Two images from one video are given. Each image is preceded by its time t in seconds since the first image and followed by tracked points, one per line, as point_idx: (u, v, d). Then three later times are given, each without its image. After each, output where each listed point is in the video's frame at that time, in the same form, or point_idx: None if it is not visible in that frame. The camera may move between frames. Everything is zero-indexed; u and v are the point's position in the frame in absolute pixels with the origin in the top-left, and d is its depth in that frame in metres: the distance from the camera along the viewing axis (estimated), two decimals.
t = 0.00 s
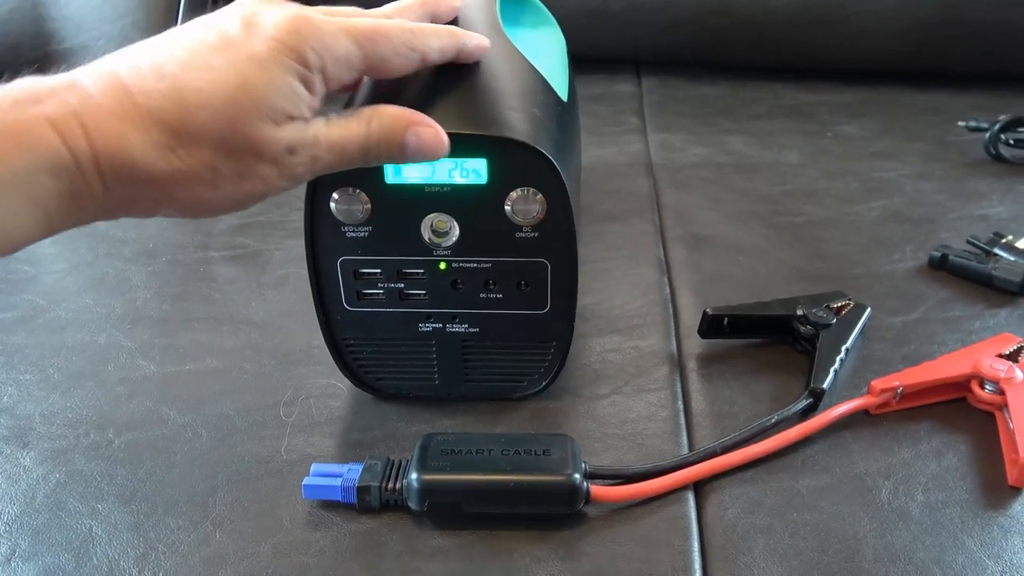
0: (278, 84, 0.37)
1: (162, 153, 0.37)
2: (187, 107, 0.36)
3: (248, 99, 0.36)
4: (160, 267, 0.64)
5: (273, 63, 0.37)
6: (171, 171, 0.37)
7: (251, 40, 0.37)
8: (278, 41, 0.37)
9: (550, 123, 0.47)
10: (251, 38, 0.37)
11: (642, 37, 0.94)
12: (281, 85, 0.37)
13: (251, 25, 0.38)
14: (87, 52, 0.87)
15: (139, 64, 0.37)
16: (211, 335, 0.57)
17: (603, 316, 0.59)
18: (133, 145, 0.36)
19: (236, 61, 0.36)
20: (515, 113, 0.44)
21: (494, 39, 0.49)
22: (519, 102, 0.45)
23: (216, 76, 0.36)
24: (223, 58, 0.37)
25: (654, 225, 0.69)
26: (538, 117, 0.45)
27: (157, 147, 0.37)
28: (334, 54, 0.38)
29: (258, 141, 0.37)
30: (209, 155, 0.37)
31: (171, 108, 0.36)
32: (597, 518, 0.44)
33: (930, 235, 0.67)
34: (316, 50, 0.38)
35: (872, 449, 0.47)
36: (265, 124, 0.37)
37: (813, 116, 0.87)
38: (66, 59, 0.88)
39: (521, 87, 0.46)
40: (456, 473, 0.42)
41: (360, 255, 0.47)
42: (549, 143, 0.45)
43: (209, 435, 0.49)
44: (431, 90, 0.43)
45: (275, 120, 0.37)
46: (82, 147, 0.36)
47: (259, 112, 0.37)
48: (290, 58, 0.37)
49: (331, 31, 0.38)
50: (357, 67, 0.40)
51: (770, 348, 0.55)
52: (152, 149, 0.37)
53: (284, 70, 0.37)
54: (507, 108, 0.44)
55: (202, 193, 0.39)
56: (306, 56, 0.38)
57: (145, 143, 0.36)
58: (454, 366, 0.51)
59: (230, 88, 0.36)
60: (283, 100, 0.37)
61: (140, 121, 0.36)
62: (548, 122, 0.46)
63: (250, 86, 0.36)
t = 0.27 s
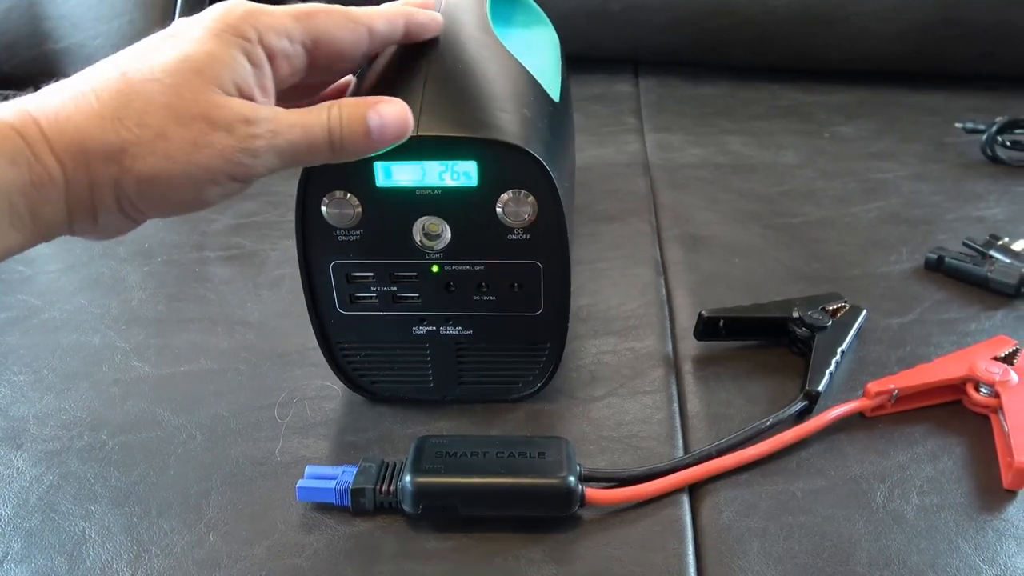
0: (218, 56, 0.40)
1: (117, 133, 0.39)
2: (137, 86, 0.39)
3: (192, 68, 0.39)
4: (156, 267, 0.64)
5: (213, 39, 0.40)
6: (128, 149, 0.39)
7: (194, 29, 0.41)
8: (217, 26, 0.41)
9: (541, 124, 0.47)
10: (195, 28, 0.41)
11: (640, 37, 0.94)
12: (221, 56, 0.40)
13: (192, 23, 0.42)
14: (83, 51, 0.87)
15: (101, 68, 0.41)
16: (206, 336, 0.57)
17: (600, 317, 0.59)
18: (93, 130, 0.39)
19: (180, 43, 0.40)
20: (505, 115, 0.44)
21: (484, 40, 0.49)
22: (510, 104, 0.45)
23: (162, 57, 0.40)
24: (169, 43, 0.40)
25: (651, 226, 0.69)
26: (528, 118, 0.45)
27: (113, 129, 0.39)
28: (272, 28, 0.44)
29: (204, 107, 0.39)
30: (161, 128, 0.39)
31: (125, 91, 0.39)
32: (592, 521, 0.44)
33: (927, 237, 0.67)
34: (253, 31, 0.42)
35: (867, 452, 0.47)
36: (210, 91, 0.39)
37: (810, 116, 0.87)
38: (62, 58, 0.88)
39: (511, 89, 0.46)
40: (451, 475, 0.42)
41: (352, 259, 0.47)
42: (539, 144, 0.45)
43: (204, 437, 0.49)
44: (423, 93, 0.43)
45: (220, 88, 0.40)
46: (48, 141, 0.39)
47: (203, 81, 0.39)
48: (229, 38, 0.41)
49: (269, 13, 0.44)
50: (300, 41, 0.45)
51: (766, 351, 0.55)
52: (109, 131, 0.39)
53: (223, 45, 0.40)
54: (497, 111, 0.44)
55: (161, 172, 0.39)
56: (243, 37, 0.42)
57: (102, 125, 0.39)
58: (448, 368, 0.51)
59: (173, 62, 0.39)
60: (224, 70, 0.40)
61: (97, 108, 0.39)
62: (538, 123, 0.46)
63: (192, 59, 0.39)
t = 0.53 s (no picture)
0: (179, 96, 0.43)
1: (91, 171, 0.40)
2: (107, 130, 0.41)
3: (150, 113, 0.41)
4: (155, 266, 0.64)
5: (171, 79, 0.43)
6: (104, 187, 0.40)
7: (150, 73, 0.44)
8: (170, 73, 0.44)
9: (542, 124, 0.47)
10: (150, 72, 0.44)
11: (639, 37, 0.94)
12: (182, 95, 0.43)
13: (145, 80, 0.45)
14: (82, 50, 0.87)
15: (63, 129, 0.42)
16: (206, 336, 0.57)
17: (599, 317, 0.59)
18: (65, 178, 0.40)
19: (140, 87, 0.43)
20: (506, 115, 0.44)
21: (486, 40, 0.49)
22: (510, 104, 0.45)
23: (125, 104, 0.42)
24: (129, 88, 0.42)
25: (650, 226, 0.69)
26: (529, 118, 0.46)
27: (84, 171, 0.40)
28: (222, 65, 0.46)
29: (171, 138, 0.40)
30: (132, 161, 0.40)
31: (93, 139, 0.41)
32: (592, 521, 0.44)
33: (926, 237, 0.67)
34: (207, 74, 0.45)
35: (866, 451, 0.47)
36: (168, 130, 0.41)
37: (810, 116, 0.87)
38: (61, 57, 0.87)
39: (512, 89, 0.46)
40: (452, 474, 0.42)
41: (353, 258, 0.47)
42: (540, 144, 0.45)
43: (204, 436, 0.49)
44: (425, 94, 0.43)
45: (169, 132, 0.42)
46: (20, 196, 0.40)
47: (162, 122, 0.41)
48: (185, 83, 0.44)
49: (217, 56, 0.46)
50: (252, 72, 0.49)
51: (765, 350, 0.55)
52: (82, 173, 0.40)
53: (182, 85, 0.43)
54: (497, 111, 0.44)
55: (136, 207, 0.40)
56: (198, 80, 0.45)
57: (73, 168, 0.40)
58: (448, 367, 0.51)
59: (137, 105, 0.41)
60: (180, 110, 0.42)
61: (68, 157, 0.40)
62: (539, 123, 0.46)
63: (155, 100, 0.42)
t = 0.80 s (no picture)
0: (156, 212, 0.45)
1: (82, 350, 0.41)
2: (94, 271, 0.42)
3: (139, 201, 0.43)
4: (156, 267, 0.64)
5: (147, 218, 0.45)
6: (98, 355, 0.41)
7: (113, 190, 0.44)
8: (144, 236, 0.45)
9: (542, 124, 0.47)
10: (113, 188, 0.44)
11: (639, 37, 0.94)
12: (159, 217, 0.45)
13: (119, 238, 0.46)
14: (82, 51, 0.87)
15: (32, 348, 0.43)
16: (207, 336, 0.57)
17: (599, 317, 0.59)
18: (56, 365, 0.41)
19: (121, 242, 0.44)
20: (506, 116, 0.44)
21: (486, 42, 0.50)
22: (510, 104, 0.45)
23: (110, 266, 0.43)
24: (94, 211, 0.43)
25: (650, 226, 0.69)
26: (529, 118, 0.46)
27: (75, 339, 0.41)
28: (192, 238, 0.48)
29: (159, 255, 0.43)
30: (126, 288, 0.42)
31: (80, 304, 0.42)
32: (593, 521, 0.44)
33: (925, 237, 0.67)
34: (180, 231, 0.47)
35: (866, 451, 0.47)
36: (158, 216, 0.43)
37: (809, 116, 0.87)
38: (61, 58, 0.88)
39: (512, 89, 0.47)
40: (453, 475, 0.42)
41: (354, 259, 0.47)
42: (541, 144, 0.45)
43: (206, 437, 0.49)
44: (425, 95, 0.44)
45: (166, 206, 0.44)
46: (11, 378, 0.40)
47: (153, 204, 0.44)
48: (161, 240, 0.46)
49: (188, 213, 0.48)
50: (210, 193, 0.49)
51: (766, 350, 0.56)
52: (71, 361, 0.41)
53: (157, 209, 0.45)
54: (497, 111, 0.44)
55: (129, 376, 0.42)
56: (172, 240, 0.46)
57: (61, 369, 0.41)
58: (449, 368, 0.51)
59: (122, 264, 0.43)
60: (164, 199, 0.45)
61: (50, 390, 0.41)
62: (540, 123, 0.47)
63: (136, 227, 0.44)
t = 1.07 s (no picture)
0: (156, 367, 0.46)
1: (89, 461, 0.43)
2: (98, 402, 0.44)
3: (137, 400, 0.44)
4: (156, 271, 0.64)
5: (145, 353, 0.46)
6: (102, 475, 0.43)
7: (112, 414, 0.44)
8: (141, 327, 0.47)
9: (541, 126, 0.47)
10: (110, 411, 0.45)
11: (637, 37, 0.94)
12: (160, 366, 0.46)
13: (116, 318, 0.47)
14: (80, 53, 0.87)
15: (30, 414, 0.43)
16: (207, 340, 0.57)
17: (600, 319, 0.59)
18: (61, 449, 0.42)
19: (122, 355, 0.46)
20: (505, 118, 0.44)
21: (485, 44, 0.50)
22: (509, 106, 0.45)
23: (113, 371, 0.45)
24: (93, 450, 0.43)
25: (650, 227, 0.69)
26: (529, 120, 0.46)
27: (81, 449, 0.43)
28: (187, 321, 0.48)
29: (159, 415, 0.45)
30: (128, 447, 0.44)
31: (85, 406, 0.44)
32: (596, 524, 0.44)
33: (925, 237, 0.67)
34: (175, 329, 0.48)
35: (869, 453, 0.47)
36: (156, 410, 0.45)
37: (808, 116, 0.87)
38: (59, 60, 0.87)
39: (511, 91, 0.46)
40: (454, 479, 0.42)
41: (353, 262, 0.47)
42: (541, 147, 0.44)
43: (205, 440, 0.49)
44: (425, 98, 0.44)
45: (166, 425, 0.45)
46: (15, 457, 0.41)
47: (151, 402, 0.45)
48: (157, 338, 0.47)
49: (182, 309, 0.48)
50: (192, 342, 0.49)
51: (766, 351, 0.55)
52: (79, 449, 0.43)
53: (156, 357, 0.46)
54: (497, 114, 0.44)
55: (127, 471, 0.44)
56: (167, 335, 0.47)
57: (67, 457, 0.42)
58: (449, 370, 0.51)
59: (124, 379, 0.45)
60: (164, 383, 0.46)
61: (55, 465, 0.42)
62: (539, 125, 0.46)
63: (137, 377, 0.45)
